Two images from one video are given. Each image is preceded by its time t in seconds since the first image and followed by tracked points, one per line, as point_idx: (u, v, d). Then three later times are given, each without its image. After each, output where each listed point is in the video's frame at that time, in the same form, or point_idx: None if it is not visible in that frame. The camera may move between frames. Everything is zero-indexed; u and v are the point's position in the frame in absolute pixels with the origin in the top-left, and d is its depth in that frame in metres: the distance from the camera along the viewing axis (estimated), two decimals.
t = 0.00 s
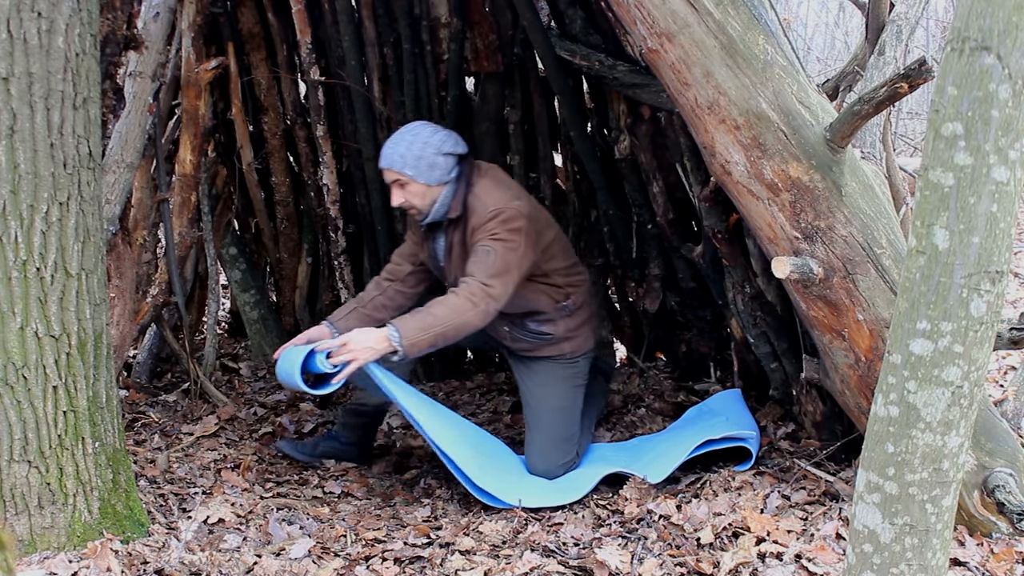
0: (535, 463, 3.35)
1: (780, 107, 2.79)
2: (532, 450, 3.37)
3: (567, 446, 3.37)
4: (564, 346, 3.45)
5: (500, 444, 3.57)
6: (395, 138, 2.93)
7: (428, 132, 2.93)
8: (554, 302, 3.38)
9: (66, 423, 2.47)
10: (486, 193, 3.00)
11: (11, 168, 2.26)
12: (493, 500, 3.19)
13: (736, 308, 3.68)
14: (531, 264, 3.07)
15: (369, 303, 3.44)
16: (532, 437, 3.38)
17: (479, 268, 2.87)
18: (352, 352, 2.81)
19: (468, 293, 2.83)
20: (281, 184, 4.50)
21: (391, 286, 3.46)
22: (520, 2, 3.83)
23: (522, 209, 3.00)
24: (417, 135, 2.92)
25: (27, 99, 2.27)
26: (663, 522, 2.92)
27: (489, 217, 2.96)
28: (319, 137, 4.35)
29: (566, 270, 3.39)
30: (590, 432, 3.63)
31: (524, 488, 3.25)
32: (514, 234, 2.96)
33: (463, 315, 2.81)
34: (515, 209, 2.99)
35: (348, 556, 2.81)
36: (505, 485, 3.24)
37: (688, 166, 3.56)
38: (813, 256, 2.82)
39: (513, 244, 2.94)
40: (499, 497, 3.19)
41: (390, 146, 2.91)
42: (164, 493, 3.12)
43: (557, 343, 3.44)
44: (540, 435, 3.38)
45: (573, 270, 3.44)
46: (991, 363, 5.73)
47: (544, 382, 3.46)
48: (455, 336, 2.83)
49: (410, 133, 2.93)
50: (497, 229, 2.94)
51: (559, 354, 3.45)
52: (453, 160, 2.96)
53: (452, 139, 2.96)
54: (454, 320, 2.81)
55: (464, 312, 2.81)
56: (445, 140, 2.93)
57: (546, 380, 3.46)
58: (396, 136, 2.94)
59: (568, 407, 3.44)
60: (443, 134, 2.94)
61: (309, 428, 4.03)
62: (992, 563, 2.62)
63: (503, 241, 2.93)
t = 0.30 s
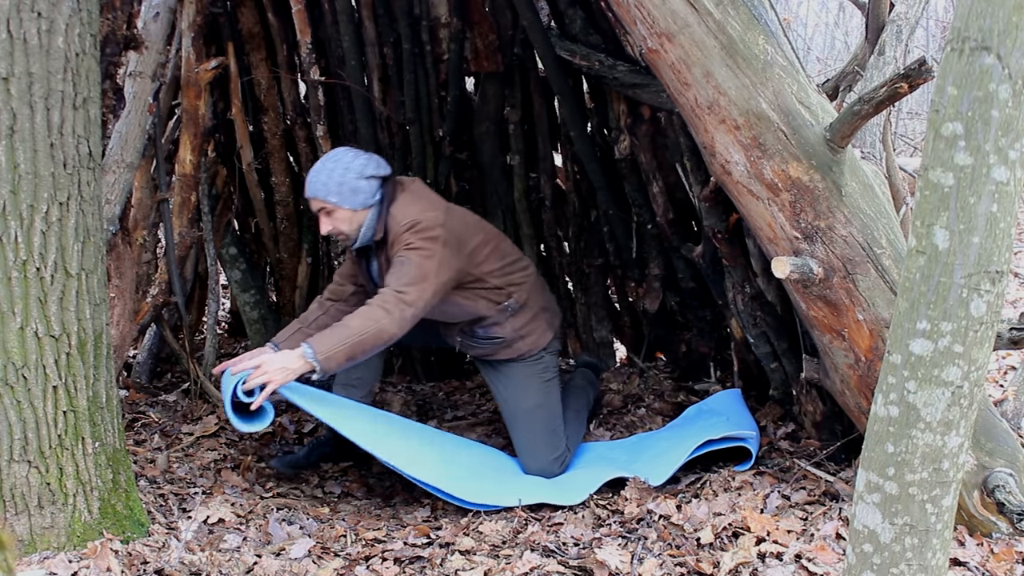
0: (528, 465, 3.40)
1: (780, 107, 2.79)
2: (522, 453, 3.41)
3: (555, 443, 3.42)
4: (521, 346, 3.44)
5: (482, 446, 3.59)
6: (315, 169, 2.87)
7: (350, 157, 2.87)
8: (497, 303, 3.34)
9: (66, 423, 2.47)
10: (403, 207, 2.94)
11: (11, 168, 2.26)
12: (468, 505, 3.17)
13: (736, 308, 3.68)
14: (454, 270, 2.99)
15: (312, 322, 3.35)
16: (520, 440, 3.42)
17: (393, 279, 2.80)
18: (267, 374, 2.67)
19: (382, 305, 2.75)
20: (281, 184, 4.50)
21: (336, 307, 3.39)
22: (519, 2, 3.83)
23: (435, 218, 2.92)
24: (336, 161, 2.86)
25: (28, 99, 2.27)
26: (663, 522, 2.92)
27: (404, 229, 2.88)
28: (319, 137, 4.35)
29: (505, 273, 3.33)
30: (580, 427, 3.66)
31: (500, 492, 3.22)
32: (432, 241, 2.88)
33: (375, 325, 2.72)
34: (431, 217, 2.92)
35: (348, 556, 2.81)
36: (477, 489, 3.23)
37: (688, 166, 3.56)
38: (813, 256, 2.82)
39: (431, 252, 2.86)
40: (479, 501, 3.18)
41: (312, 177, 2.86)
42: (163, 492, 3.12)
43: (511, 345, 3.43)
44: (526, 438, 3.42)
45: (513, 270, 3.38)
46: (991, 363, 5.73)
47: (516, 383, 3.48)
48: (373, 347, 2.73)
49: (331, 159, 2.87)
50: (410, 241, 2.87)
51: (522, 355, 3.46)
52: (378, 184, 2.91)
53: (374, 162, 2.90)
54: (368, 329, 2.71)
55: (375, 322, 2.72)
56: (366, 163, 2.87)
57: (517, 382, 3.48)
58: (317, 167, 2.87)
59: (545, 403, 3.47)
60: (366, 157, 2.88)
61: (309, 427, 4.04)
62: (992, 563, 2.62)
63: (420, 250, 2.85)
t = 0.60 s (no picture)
0: (527, 467, 3.41)
1: (780, 107, 2.78)
2: (520, 456, 3.42)
3: (551, 442, 3.42)
4: (504, 350, 3.41)
5: (480, 448, 3.61)
6: (281, 197, 2.88)
7: (312, 182, 2.88)
8: (474, 308, 3.30)
9: (66, 423, 2.47)
10: (359, 224, 2.92)
11: (11, 168, 2.26)
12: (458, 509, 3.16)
13: (735, 308, 3.68)
14: (416, 280, 2.96)
15: (288, 335, 3.32)
16: (516, 442, 3.43)
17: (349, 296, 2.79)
18: (230, 401, 2.61)
19: (338, 323, 2.75)
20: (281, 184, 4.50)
21: (315, 321, 3.37)
22: (519, 2, 3.83)
23: (390, 233, 2.90)
24: (298, 187, 2.87)
25: (28, 99, 2.27)
26: (663, 522, 2.92)
27: (359, 246, 2.86)
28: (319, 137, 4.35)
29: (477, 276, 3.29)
30: (579, 426, 3.65)
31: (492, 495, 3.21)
32: (388, 257, 2.86)
33: (333, 344, 2.72)
34: (385, 232, 2.89)
35: (348, 556, 2.82)
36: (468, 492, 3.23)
37: (688, 166, 3.56)
38: (813, 256, 2.83)
39: (388, 267, 2.84)
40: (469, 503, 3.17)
41: (277, 205, 2.88)
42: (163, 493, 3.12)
43: (494, 349, 3.40)
44: (522, 440, 3.42)
45: (485, 270, 3.34)
46: (991, 363, 5.74)
47: (506, 385, 3.47)
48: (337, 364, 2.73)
49: (295, 185, 2.88)
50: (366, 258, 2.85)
51: (510, 358, 3.44)
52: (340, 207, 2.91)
53: (336, 185, 2.91)
54: (326, 346, 2.71)
55: (332, 340, 2.72)
56: (328, 188, 2.88)
57: (506, 384, 3.48)
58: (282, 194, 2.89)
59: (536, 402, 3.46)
60: (329, 182, 2.89)
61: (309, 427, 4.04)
62: (992, 563, 2.62)
63: (376, 266, 2.83)
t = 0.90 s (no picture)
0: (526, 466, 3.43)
1: (780, 107, 2.78)
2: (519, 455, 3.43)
3: (550, 443, 3.42)
4: (497, 348, 3.37)
5: (478, 449, 3.60)
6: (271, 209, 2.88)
7: (302, 193, 2.87)
8: (463, 309, 3.24)
9: (66, 423, 2.47)
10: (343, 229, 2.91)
11: (11, 168, 2.26)
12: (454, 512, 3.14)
13: (735, 308, 3.68)
14: (402, 283, 2.94)
15: (267, 328, 3.32)
16: (515, 442, 3.44)
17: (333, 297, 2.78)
18: (203, 392, 2.60)
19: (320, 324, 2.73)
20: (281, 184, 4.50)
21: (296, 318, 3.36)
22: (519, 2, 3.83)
23: (375, 239, 2.87)
24: (287, 198, 2.86)
25: (27, 99, 2.27)
26: (663, 522, 2.92)
27: (344, 250, 2.85)
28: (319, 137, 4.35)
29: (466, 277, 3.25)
30: (577, 425, 3.66)
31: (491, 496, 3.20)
32: (372, 258, 2.84)
33: (313, 342, 2.70)
34: (370, 235, 2.88)
35: (348, 556, 2.82)
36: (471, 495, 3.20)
37: (688, 166, 3.56)
38: (813, 256, 2.83)
39: (372, 269, 2.83)
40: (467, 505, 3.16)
41: (268, 218, 2.88)
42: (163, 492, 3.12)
43: (487, 347, 3.36)
44: (522, 440, 3.42)
45: (473, 267, 3.29)
46: (991, 363, 5.74)
47: (502, 385, 3.46)
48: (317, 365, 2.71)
49: (284, 197, 2.87)
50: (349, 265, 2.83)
51: (507, 359, 3.43)
52: (330, 216, 2.89)
53: (326, 195, 2.90)
54: (307, 344, 2.70)
55: (313, 340, 2.70)
56: (318, 199, 2.88)
57: (503, 385, 3.46)
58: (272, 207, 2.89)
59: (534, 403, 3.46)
60: (319, 193, 2.89)
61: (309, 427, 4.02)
62: (992, 563, 2.62)
63: (360, 268, 2.82)
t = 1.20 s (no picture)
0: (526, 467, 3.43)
1: (780, 107, 2.78)
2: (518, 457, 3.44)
3: (549, 444, 3.42)
4: (490, 349, 3.36)
5: (479, 452, 3.59)
6: (259, 231, 2.81)
7: (291, 213, 2.79)
8: (449, 317, 3.21)
9: (66, 424, 2.47)
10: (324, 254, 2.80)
11: (11, 168, 2.26)
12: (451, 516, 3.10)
13: (735, 308, 3.68)
14: (384, 304, 2.87)
15: (270, 362, 3.22)
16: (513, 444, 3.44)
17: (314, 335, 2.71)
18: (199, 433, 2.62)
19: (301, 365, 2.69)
20: (281, 184, 4.50)
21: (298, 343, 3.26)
22: (519, 2, 3.83)
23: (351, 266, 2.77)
24: (273, 218, 2.79)
25: (27, 99, 2.27)
26: (663, 522, 2.92)
27: (322, 280, 2.76)
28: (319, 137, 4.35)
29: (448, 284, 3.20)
30: (575, 425, 3.65)
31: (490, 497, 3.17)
32: (353, 289, 2.76)
33: (294, 385, 2.65)
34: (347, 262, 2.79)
35: (348, 556, 2.82)
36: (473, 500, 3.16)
37: (688, 166, 3.56)
38: (813, 256, 2.83)
39: (353, 300, 2.75)
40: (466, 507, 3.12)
41: (257, 238, 2.80)
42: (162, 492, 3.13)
43: (480, 350, 3.35)
44: (520, 441, 3.42)
45: (453, 271, 3.23)
46: (991, 363, 5.74)
47: (498, 387, 3.46)
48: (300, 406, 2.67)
49: (273, 217, 2.80)
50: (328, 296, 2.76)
51: (501, 360, 3.43)
52: (319, 237, 2.81)
53: (315, 215, 2.82)
54: (288, 388, 2.65)
55: (293, 382, 2.66)
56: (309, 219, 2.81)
57: (500, 386, 3.46)
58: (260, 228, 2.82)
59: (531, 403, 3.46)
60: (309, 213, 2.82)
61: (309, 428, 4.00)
62: (992, 563, 2.62)
63: (340, 302, 2.74)
